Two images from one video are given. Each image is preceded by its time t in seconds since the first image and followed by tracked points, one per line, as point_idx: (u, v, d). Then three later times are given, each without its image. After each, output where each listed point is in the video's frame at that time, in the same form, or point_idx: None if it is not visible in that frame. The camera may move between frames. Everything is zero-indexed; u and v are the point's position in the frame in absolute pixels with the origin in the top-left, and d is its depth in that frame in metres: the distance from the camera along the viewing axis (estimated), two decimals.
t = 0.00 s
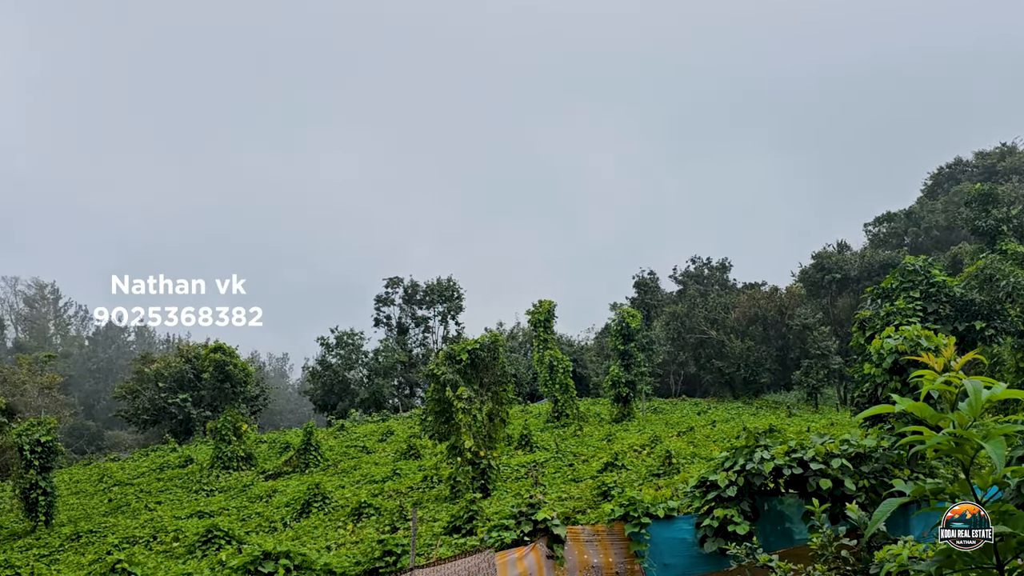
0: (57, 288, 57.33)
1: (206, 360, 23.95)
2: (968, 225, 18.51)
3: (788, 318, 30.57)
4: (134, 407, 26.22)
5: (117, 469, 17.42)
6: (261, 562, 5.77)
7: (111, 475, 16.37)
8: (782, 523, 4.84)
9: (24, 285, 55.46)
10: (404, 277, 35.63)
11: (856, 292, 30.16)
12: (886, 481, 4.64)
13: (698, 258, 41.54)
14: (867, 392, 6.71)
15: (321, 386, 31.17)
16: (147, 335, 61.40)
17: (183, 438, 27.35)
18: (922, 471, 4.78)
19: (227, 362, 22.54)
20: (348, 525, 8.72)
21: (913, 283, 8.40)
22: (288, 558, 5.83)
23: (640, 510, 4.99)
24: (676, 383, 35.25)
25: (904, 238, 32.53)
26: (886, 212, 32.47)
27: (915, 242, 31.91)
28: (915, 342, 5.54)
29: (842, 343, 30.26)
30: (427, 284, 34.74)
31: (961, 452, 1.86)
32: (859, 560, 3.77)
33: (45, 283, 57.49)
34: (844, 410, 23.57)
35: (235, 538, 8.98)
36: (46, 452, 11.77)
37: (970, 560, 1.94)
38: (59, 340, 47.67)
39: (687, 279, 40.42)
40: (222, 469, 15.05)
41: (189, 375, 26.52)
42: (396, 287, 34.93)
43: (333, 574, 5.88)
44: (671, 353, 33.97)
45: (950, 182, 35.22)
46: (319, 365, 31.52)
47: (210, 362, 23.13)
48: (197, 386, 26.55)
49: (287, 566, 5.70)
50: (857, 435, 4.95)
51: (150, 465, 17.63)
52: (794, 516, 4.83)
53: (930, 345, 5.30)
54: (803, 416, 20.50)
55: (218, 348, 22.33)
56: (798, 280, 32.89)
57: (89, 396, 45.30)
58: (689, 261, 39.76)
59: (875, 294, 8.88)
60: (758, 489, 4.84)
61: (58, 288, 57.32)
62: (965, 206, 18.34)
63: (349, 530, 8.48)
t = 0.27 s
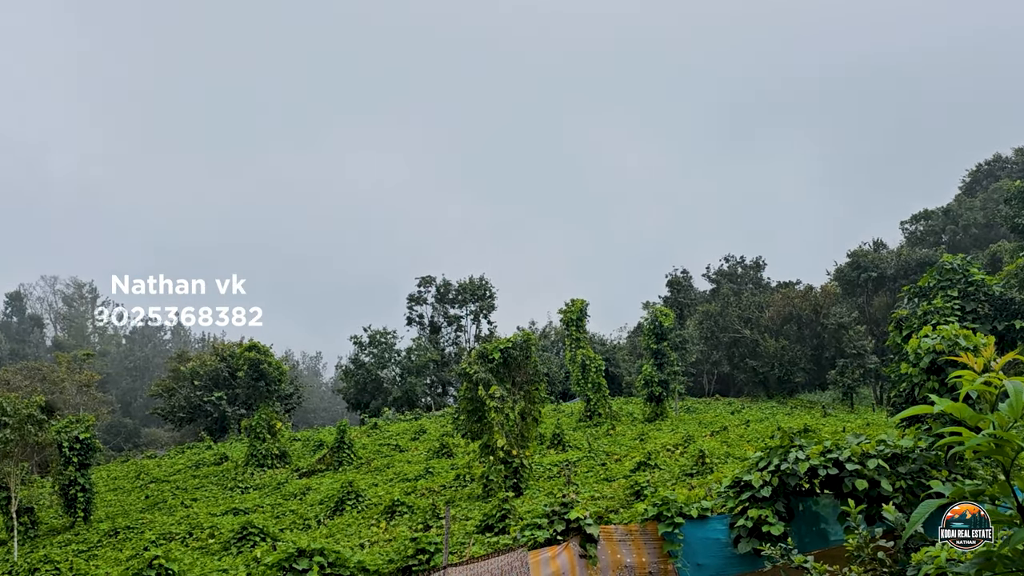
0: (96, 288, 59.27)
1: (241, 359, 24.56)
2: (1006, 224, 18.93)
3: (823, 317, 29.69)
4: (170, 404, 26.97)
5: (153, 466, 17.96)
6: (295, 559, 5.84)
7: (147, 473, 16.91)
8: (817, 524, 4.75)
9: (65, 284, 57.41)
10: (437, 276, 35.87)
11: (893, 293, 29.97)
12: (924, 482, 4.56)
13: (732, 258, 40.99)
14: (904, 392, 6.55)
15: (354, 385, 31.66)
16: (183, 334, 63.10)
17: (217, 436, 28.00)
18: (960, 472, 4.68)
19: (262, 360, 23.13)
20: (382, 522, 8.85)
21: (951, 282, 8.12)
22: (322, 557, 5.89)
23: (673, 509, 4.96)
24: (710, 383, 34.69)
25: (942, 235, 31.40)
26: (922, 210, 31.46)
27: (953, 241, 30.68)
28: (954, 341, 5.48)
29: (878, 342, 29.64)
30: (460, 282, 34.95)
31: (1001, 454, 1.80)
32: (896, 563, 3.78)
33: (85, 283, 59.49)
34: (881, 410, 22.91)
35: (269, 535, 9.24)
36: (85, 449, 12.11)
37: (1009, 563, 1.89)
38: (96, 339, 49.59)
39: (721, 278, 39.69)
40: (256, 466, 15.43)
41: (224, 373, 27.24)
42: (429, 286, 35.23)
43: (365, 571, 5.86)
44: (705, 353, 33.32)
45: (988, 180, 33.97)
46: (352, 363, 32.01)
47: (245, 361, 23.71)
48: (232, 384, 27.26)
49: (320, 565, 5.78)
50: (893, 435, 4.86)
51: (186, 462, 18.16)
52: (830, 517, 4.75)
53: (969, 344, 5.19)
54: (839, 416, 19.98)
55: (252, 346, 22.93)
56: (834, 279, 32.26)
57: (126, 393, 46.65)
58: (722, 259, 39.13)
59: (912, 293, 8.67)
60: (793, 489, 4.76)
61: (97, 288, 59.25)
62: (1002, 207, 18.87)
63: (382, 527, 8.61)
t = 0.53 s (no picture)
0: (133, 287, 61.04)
1: (275, 356, 25.15)
2: None
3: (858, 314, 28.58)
4: (206, 401, 27.69)
5: (189, 462, 18.50)
6: (329, 554, 5.94)
7: (184, 468, 17.42)
8: (852, 523, 4.64)
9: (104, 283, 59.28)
10: (469, 273, 36.05)
11: (930, 289, 29.28)
12: (962, 481, 4.43)
13: (766, 254, 40.34)
14: (943, 390, 6.43)
15: (386, 381, 32.05)
16: (217, 332, 64.72)
17: (251, 432, 28.66)
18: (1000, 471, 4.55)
19: (295, 356, 23.69)
20: (415, 519, 8.97)
21: (990, 278, 7.87)
22: (355, 552, 6.06)
23: (707, 508, 4.94)
24: (743, 380, 34.10)
25: (981, 231, 30.10)
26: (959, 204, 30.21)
27: (992, 236, 29.44)
28: (993, 337, 5.30)
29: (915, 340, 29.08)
30: (492, 280, 35.10)
31: None
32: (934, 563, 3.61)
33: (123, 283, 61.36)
34: (919, 408, 22.26)
35: (303, 530, 9.49)
36: (122, 444, 12.55)
37: None
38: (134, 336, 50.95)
39: (754, 274, 38.86)
40: (290, 462, 15.79)
41: (258, 370, 27.90)
42: (461, 283, 35.43)
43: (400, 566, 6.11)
44: (738, 350, 32.67)
45: None
46: (385, 360, 32.45)
47: (279, 358, 24.28)
48: (266, 381, 27.92)
49: (354, 560, 5.94)
50: (930, 434, 4.74)
51: (221, 458, 18.67)
52: (865, 516, 4.63)
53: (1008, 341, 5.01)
54: (875, 414, 19.47)
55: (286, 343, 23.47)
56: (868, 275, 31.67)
57: (162, 390, 47.95)
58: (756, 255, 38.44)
59: (949, 290, 8.49)
60: (828, 488, 4.69)
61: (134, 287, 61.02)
62: None
63: (415, 524, 8.72)
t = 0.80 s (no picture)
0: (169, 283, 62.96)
1: (309, 351, 25.76)
2: None
3: (896, 309, 28.35)
4: (242, 395, 28.40)
5: (225, 456, 19.02)
6: (364, 548, 6.11)
7: (220, 462, 17.92)
8: (890, 520, 4.60)
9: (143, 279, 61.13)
10: (503, 268, 36.19)
11: (969, 284, 28.50)
12: (1002, 478, 4.28)
13: (799, 250, 39.32)
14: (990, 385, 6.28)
15: (420, 376, 32.44)
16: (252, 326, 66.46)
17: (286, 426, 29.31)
18: None
19: (330, 351, 24.25)
20: (449, 513, 9.06)
21: None
22: (390, 545, 6.21)
23: (741, 504, 4.92)
24: (779, 375, 33.42)
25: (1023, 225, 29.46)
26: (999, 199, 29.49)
27: None
28: None
29: (954, 335, 28.44)
30: (525, 275, 35.14)
31: None
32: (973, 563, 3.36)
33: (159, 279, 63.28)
34: (959, 404, 21.53)
35: (337, 523, 9.72)
36: (160, 437, 13.07)
37: None
38: (170, 332, 52.75)
39: (788, 269, 37.91)
40: (325, 456, 16.11)
41: (293, 364, 28.51)
42: (495, 278, 35.59)
43: (433, 560, 6.29)
44: (772, 345, 31.82)
45: None
46: (419, 355, 32.85)
47: (314, 353, 24.85)
48: (300, 375, 28.53)
49: (390, 553, 6.10)
50: (971, 429, 4.58)
51: (256, 451, 19.16)
52: (903, 513, 4.57)
53: None
54: (915, 410, 18.93)
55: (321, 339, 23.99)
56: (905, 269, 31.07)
57: (200, 383, 49.27)
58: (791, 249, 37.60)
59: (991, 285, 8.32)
60: (865, 484, 4.63)
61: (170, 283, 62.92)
62: None
63: (449, 518, 8.81)
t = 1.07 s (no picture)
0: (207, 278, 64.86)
1: (343, 346, 26.25)
2: None
3: (935, 302, 27.56)
4: (277, 389, 29.14)
5: (261, 449, 19.54)
6: (399, 541, 6.39)
7: (257, 455, 18.42)
8: (929, 515, 4.54)
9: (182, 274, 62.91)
10: (536, 262, 36.18)
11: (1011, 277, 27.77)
12: None
13: (834, 242, 38.01)
14: None
15: (454, 369, 32.76)
16: (288, 320, 68.08)
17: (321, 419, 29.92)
18: None
19: (364, 345, 24.71)
20: (483, 507, 9.16)
21: None
22: (425, 539, 6.45)
23: (778, 499, 4.92)
24: (816, 369, 32.66)
25: None
26: None
27: None
28: None
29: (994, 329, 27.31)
30: (559, 268, 35.05)
31: None
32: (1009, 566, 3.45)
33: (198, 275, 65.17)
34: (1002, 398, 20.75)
35: (373, 517, 9.94)
36: (196, 432, 13.54)
37: None
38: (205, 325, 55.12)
39: (825, 261, 36.90)
40: (360, 449, 16.41)
41: (328, 358, 29.04)
42: (528, 272, 35.60)
43: (467, 553, 6.42)
44: (808, 339, 31.22)
45: None
46: (453, 349, 33.13)
47: (349, 347, 25.33)
48: (335, 369, 29.05)
49: (424, 546, 6.33)
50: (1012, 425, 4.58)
51: (292, 444, 19.62)
52: (943, 509, 4.52)
53: None
54: (956, 405, 18.33)
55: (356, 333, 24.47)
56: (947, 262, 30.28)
57: (236, 377, 50.59)
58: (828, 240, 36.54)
59: None
60: (904, 479, 4.59)
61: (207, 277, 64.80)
62: None
63: (483, 512, 8.90)
